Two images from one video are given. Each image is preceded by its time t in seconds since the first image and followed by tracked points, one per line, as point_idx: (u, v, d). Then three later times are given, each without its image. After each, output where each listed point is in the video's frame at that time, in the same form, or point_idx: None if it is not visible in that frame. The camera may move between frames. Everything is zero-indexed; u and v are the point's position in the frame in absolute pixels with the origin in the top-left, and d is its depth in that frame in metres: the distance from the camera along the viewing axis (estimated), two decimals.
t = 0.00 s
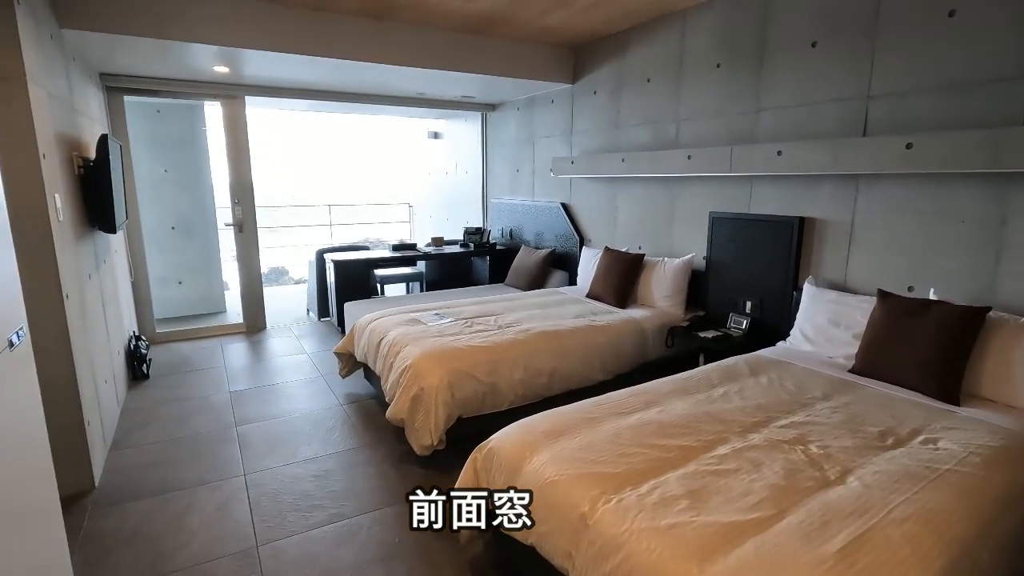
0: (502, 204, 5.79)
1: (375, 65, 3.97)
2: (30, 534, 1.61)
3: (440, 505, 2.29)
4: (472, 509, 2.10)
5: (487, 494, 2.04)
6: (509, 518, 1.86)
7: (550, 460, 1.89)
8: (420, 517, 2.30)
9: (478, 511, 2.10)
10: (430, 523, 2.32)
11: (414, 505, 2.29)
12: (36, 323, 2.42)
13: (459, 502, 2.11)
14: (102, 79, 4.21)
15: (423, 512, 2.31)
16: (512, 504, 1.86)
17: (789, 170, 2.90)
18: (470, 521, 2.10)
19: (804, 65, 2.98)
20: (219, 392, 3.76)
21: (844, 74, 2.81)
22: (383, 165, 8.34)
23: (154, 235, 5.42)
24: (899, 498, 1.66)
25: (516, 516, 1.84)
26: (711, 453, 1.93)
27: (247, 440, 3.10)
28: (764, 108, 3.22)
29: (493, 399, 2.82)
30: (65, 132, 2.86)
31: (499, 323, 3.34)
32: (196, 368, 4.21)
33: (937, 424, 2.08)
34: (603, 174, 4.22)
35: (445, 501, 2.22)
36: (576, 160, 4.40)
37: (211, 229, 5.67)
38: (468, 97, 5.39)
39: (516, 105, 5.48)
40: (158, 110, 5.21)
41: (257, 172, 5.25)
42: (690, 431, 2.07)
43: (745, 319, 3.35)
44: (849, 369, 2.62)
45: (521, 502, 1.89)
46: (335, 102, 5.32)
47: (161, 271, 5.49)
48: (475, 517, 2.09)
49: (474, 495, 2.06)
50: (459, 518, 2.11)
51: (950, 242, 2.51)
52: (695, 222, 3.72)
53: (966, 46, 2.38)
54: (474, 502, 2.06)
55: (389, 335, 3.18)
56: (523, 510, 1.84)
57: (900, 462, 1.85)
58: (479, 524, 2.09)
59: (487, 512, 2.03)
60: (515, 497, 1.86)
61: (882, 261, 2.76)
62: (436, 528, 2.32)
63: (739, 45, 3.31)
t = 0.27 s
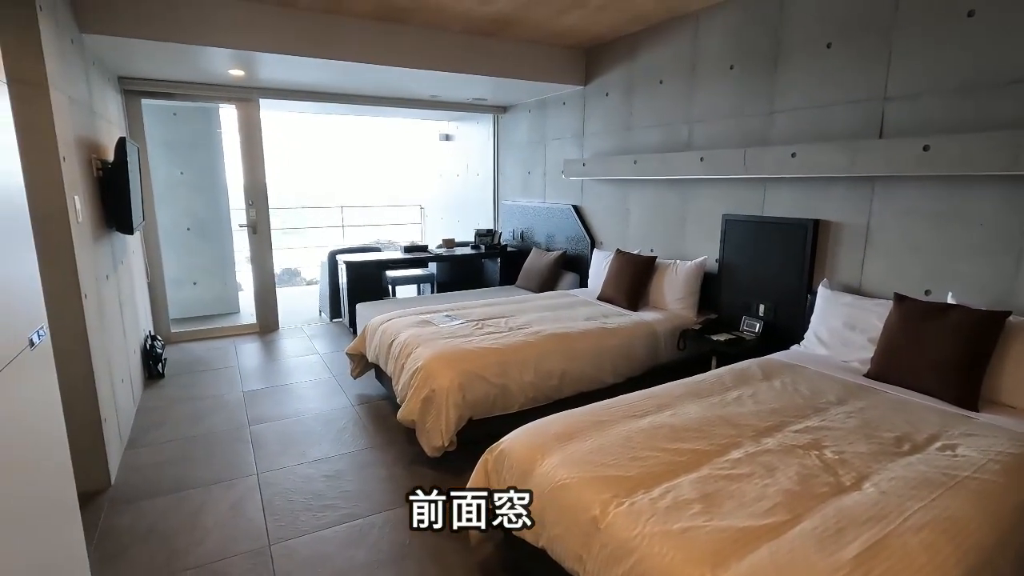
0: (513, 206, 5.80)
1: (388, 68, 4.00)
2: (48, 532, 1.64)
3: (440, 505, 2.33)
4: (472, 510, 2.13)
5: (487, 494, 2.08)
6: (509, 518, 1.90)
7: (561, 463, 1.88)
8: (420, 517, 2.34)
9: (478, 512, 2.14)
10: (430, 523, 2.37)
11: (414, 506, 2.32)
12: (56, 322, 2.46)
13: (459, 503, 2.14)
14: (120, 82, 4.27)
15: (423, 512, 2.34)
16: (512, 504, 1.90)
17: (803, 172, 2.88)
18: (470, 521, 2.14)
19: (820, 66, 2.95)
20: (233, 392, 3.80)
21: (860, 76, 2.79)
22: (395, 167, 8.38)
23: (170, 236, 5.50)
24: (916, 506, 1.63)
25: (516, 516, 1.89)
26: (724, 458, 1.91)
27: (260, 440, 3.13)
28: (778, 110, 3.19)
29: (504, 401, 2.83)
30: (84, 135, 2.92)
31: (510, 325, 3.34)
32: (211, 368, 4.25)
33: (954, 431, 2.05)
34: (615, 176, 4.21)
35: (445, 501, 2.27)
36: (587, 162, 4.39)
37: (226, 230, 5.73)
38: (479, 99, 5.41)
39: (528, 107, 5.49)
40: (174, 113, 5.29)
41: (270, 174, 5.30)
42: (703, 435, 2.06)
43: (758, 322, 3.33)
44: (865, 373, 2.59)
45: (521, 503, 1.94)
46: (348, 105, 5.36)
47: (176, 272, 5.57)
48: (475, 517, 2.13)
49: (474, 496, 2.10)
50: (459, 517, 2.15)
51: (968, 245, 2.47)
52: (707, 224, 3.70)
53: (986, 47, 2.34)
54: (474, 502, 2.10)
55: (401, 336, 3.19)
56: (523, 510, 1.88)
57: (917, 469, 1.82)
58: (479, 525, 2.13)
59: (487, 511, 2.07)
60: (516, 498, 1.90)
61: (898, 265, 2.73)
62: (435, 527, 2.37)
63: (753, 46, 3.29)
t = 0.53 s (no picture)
0: (529, 205, 5.79)
1: (407, 67, 4.02)
2: (76, 523, 1.68)
3: (440, 505, 2.35)
4: (472, 510, 2.22)
5: (488, 494, 2.13)
6: (509, 518, 1.99)
7: (577, 463, 1.87)
8: (420, 517, 2.35)
9: (477, 512, 2.24)
10: (430, 523, 2.37)
11: (415, 505, 2.35)
12: (82, 317, 2.52)
13: (460, 503, 2.23)
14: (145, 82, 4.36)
15: (423, 512, 2.35)
16: (512, 505, 1.99)
17: (826, 170, 2.82)
18: (470, 521, 2.24)
19: (844, 63, 2.90)
20: (253, 387, 3.86)
21: (885, 72, 2.73)
22: (413, 166, 8.43)
23: (192, 234, 5.60)
24: (942, 511, 1.59)
25: (516, 515, 1.97)
26: (744, 460, 1.89)
27: (279, 435, 3.17)
28: (800, 107, 3.14)
29: (520, 400, 2.82)
30: (110, 134, 2.98)
31: (526, 323, 3.34)
32: (231, 364, 4.32)
33: (982, 436, 2.00)
34: (633, 174, 4.18)
35: (445, 501, 2.31)
36: (605, 160, 4.37)
37: (246, 228, 5.81)
38: (497, 98, 5.41)
39: (545, 105, 5.48)
40: (197, 113, 5.38)
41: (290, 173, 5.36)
42: (721, 436, 2.03)
43: (778, 323, 3.28)
44: (888, 376, 2.54)
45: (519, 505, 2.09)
46: (366, 104, 5.40)
47: (198, 269, 5.67)
48: (476, 518, 2.19)
49: (476, 496, 2.16)
50: (460, 517, 2.24)
51: (997, 245, 2.40)
52: (727, 223, 3.66)
53: (1017, 41, 2.27)
54: (475, 502, 2.17)
55: (418, 334, 3.21)
56: (522, 510, 1.96)
57: (943, 474, 1.78)
58: (479, 524, 2.23)
59: (488, 511, 2.14)
60: (515, 498, 1.98)
61: (924, 265, 2.66)
62: (435, 528, 2.37)
63: (775, 42, 3.24)
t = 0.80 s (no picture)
0: (556, 204, 5.77)
1: (435, 66, 4.04)
2: (114, 510, 1.74)
3: (440, 505, 2.39)
4: (472, 510, 2.38)
5: (487, 496, 2.29)
6: (509, 518, 2.18)
7: (603, 464, 1.86)
8: (420, 517, 2.37)
9: (476, 512, 2.38)
10: (429, 524, 2.37)
11: (414, 506, 2.37)
12: (123, 311, 2.61)
13: (461, 503, 2.35)
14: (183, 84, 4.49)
15: (423, 513, 2.37)
16: (512, 506, 2.18)
17: (864, 169, 2.74)
18: (470, 521, 2.37)
19: (883, 58, 2.81)
20: (284, 382, 3.95)
21: (929, 66, 2.63)
22: (440, 165, 8.49)
23: (226, 231, 5.75)
24: (986, 524, 1.53)
25: (517, 516, 2.17)
26: (775, 465, 1.84)
27: (308, 429, 3.24)
28: (837, 104, 3.05)
29: (545, 399, 2.82)
30: (150, 133, 3.07)
31: (552, 323, 3.33)
32: (263, 358, 4.43)
33: None
34: (662, 173, 4.12)
35: (446, 501, 2.37)
36: (634, 159, 4.32)
37: (278, 226, 5.94)
38: (524, 97, 5.41)
39: (573, 104, 5.45)
40: (231, 113, 5.52)
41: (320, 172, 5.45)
42: (752, 440, 1.99)
43: (811, 326, 3.20)
44: (928, 382, 2.45)
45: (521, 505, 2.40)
46: (395, 104, 5.46)
47: (232, 265, 5.81)
48: (476, 517, 2.36)
49: (475, 496, 2.33)
50: (459, 517, 2.37)
51: None
52: (758, 223, 3.58)
53: None
54: (475, 502, 2.33)
55: (444, 332, 3.23)
56: (521, 511, 2.16)
57: (987, 485, 1.71)
58: (478, 524, 2.37)
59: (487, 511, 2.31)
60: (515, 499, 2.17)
61: (968, 268, 2.56)
62: (435, 529, 2.37)
63: (811, 38, 3.15)
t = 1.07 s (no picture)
0: (595, 200, 5.72)
1: (475, 62, 4.05)
2: (166, 491, 1.82)
3: (439, 506, 2.46)
4: (472, 510, 2.44)
5: (486, 497, 2.48)
6: (510, 518, 2.40)
7: (642, 464, 1.83)
8: (420, 517, 2.39)
9: (477, 513, 2.43)
10: (429, 524, 2.37)
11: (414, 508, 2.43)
12: (177, 302, 2.73)
13: (460, 503, 2.46)
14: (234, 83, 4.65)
15: (423, 513, 2.41)
16: (512, 507, 2.44)
17: (924, 164, 2.59)
18: (470, 521, 2.40)
19: (944, 47, 2.66)
20: (325, 373, 4.06)
21: (1000, 54, 2.46)
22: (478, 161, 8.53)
23: (272, 225, 5.93)
24: None
25: (517, 516, 2.41)
26: (823, 472, 1.77)
27: (349, 420, 3.32)
28: (896, 96, 2.90)
29: (583, 397, 2.79)
30: (203, 131, 3.20)
31: (590, 320, 3.30)
32: (306, 350, 4.56)
33: None
34: (705, 169, 4.02)
35: (444, 500, 2.47)
36: (676, 154, 4.23)
37: (321, 221, 6.10)
38: (565, 92, 5.36)
39: (614, 99, 5.37)
40: (279, 112, 5.69)
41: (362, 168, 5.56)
42: (798, 446, 1.92)
43: (862, 328, 3.07)
44: (992, 390, 2.30)
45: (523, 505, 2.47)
46: (436, 100, 5.51)
47: (277, 259, 6.00)
48: (475, 517, 2.41)
49: (474, 497, 2.47)
50: (460, 517, 2.40)
51: None
52: (807, 221, 3.45)
53: None
54: (474, 502, 2.46)
55: (481, 327, 3.24)
56: (521, 513, 2.43)
57: None
58: (479, 524, 2.38)
59: (486, 511, 2.43)
60: (515, 501, 2.46)
61: None
62: (435, 528, 2.35)
63: (868, 26, 3.01)
